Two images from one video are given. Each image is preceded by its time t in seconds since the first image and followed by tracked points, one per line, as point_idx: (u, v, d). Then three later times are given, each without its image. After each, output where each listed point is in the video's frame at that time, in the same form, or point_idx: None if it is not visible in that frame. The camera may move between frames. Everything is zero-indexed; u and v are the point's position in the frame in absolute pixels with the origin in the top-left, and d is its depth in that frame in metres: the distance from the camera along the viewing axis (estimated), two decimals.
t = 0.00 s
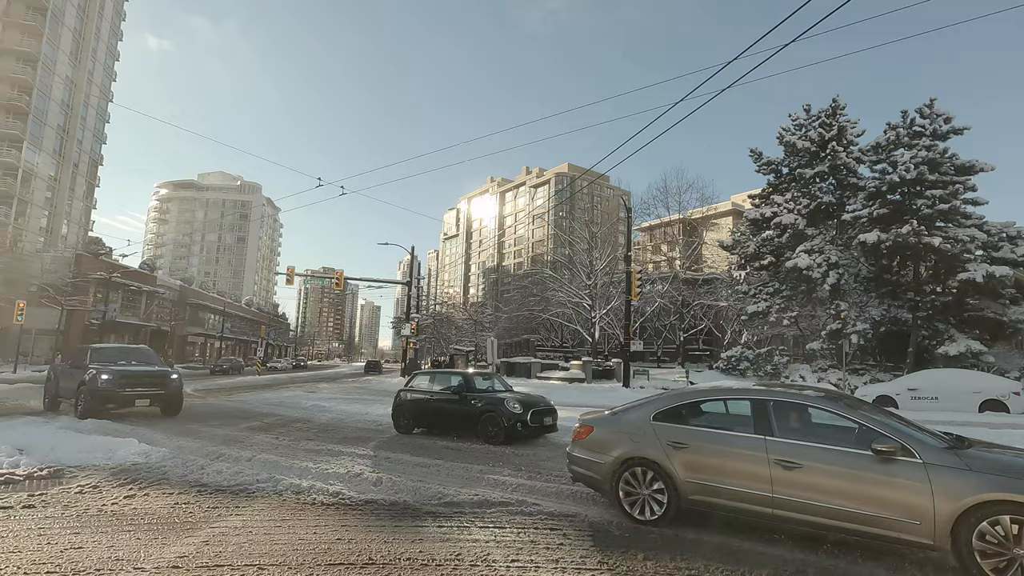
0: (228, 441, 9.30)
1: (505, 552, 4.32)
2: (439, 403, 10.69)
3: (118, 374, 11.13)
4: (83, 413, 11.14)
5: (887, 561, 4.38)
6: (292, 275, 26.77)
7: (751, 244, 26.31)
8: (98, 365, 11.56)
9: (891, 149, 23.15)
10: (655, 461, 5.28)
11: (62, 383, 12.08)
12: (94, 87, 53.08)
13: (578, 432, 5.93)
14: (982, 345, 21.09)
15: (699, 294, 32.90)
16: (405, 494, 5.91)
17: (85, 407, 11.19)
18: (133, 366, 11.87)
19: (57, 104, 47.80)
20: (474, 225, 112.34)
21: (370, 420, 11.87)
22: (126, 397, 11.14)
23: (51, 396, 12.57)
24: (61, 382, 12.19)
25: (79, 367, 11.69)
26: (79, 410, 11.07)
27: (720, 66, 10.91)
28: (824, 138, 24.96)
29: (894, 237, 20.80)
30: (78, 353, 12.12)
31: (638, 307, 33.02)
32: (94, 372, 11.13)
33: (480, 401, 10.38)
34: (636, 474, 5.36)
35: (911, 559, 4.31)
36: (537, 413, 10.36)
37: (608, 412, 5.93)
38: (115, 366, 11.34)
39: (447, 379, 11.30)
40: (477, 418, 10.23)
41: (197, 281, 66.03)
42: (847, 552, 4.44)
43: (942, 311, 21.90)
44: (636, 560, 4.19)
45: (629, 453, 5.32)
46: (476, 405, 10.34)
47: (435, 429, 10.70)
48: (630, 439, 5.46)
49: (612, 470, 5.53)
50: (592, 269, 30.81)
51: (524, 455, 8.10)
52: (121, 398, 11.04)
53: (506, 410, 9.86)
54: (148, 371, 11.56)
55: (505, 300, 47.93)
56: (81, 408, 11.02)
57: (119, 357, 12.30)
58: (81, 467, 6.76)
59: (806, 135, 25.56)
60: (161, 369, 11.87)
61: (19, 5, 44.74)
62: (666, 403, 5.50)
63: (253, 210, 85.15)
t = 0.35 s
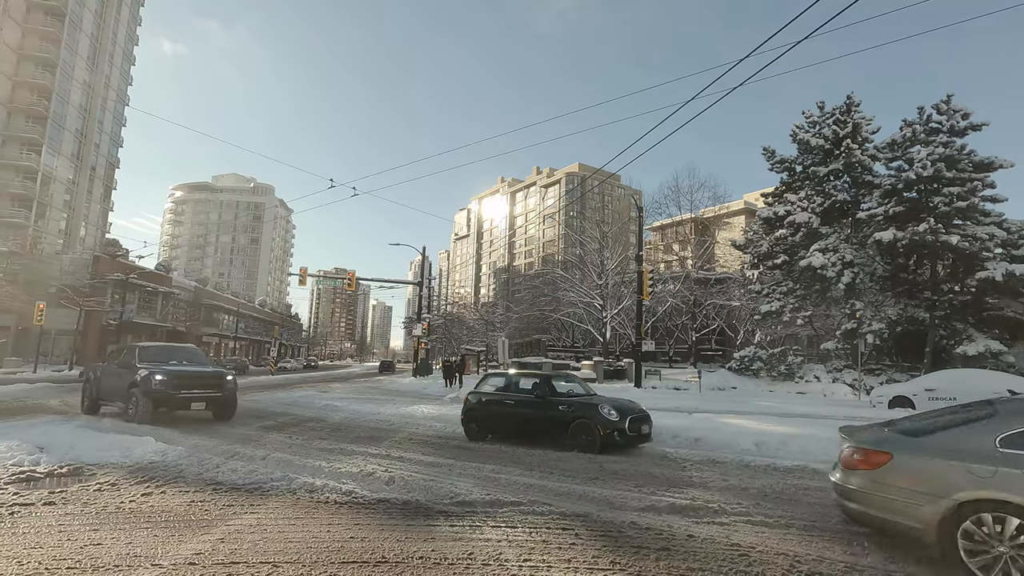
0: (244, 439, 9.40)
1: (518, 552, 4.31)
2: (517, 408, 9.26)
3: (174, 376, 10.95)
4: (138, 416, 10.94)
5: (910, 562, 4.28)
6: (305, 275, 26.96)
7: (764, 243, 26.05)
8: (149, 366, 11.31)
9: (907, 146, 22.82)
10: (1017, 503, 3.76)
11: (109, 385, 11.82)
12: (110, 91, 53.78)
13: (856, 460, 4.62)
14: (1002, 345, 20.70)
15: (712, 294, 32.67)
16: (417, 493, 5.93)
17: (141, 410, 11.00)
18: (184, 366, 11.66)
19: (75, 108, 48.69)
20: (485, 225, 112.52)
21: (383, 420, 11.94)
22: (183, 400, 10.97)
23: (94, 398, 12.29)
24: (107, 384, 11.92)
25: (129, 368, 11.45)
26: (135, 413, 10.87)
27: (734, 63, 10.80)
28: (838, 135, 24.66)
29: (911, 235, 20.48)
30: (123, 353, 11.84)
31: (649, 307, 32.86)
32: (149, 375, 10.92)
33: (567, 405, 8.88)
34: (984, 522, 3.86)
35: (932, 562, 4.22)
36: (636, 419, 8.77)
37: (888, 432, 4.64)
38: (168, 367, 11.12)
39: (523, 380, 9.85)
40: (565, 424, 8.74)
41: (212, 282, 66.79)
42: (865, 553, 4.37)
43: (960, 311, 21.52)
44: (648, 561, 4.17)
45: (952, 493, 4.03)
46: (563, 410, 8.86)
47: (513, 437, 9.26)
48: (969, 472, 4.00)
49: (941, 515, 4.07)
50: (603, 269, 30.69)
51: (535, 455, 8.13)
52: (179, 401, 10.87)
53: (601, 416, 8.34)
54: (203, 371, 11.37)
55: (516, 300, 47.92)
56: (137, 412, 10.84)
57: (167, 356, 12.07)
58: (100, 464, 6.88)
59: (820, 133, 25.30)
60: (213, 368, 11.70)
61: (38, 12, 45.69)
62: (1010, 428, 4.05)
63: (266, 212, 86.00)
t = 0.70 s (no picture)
0: (260, 438, 9.48)
1: (532, 552, 4.32)
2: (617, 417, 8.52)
3: (237, 381, 10.63)
4: (198, 421, 10.61)
5: (929, 565, 4.21)
6: (318, 275, 27.17)
7: (779, 242, 25.77)
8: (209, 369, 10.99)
9: (925, 143, 22.45)
10: None
11: (165, 385, 11.51)
12: (127, 95, 54.64)
13: None
14: None
15: (725, 293, 32.44)
16: (430, 493, 5.96)
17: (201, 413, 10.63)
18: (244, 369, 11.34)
19: (94, 113, 49.54)
20: (496, 225, 112.66)
21: (396, 419, 12.04)
22: (246, 405, 10.65)
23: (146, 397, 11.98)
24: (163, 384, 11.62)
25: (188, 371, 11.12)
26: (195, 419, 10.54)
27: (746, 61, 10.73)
28: (854, 132, 24.35)
29: (929, 233, 20.15)
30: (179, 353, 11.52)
31: (661, 307, 32.69)
32: (212, 378, 10.59)
33: (677, 414, 8.15)
34: None
35: (952, 565, 4.16)
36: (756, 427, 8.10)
37: None
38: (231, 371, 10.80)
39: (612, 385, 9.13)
40: (676, 434, 8.06)
41: (227, 284, 67.61)
42: (882, 557, 4.32)
43: (980, 310, 21.14)
44: (661, 561, 4.16)
45: None
46: (673, 418, 8.15)
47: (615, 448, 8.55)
48: None
49: None
50: (615, 269, 30.56)
51: (548, 455, 8.14)
52: (243, 406, 10.55)
53: (725, 428, 7.63)
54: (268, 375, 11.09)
55: (528, 300, 47.89)
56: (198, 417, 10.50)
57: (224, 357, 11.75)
58: (119, 462, 7.00)
59: (835, 130, 24.97)
60: (275, 372, 11.38)
61: (58, 18, 46.59)
62: None
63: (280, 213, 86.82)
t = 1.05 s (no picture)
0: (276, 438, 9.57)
1: (545, 553, 4.30)
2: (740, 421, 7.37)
3: (309, 387, 8.90)
4: (267, 436, 8.85)
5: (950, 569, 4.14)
6: (332, 276, 27.40)
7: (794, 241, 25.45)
8: (274, 372, 9.28)
9: (944, 139, 22.04)
10: None
11: (223, 392, 9.96)
12: (145, 100, 55.54)
13: None
14: None
15: (739, 293, 32.16)
16: (443, 493, 5.97)
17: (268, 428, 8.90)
18: (315, 372, 9.62)
19: (113, 118, 50.52)
20: (508, 226, 112.79)
21: (410, 420, 12.10)
22: (321, 414, 8.92)
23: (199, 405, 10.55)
24: (218, 391, 10.08)
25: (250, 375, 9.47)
26: (261, 432, 8.86)
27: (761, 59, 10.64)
28: (870, 129, 23.99)
29: (948, 231, 19.78)
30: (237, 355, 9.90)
31: (675, 307, 32.50)
32: (278, 383, 8.92)
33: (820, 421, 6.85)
34: None
35: (974, 570, 4.09)
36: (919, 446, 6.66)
37: None
38: (301, 374, 9.10)
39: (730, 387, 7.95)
40: (824, 444, 6.72)
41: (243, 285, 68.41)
42: (904, 561, 4.24)
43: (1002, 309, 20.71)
44: (676, 563, 4.13)
45: None
46: (820, 427, 6.82)
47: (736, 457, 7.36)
48: None
49: None
50: (628, 269, 30.41)
51: (561, 456, 8.13)
52: (317, 416, 8.84)
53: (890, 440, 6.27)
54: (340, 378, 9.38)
55: (540, 300, 47.87)
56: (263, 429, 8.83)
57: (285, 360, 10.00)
58: (138, 462, 7.11)
59: (851, 127, 24.64)
60: (351, 375, 9.59)
61: (78, 25, 47.59)
62: None
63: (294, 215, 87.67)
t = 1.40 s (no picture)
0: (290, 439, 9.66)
1: (559, 553, 4.30)
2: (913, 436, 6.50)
3: (401, 392, 7.89)
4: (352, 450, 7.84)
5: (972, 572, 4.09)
6: (345, 278, 27.66)
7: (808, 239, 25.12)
8: (358, 376, 8.26)
9: (963, 135, 21.67)
10: None
11: (292, 396, 9.01)
12: (161, 106, 56.42)
13: None
14: None
15: (753, 292, 31.86)
16: (458, 493, 5.99)
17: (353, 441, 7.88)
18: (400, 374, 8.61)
19: (130, 123, 51.36)
20: (519, 227, 112.93)
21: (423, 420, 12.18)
22: (416, 424, 7.92)
23: (261, 412, 9.60)
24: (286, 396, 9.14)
25: (327, 379, 8.42)
26: (347, 445, 7.87)
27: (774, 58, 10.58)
28: (887, 126, 23.67)
29: (968, 228, 19.41)
30: (308, 355, 8.98)
31: (688, 306, 32.28)
32: (367, 389, 7.88)
33: None
34: None
35: (999, 572, 4.02)
36: None
37: None
38: (390, 377, 8.08)
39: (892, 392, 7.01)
40: None
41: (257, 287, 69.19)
42: (926, 564, 4.16)
43: None
44: (691, 564, 4.10)
45: None
46: (1023, 440, 5.89)
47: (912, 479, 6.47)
48: None
49: None
50: (640, 268, 30.24)
51: (574, 457, 8.13)
52: (411, 426, 7.85)
53: None
54: (432, 382, 8.36)
55: (552, 301, 47.84)
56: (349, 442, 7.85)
57: (362, 362, 9.03)
58: (157, 462, 7.21)
59: (867, 123, 24.30)
60: (443, 378, 8.58)
61: (96, 32, 48.44)
62: None
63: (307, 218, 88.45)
